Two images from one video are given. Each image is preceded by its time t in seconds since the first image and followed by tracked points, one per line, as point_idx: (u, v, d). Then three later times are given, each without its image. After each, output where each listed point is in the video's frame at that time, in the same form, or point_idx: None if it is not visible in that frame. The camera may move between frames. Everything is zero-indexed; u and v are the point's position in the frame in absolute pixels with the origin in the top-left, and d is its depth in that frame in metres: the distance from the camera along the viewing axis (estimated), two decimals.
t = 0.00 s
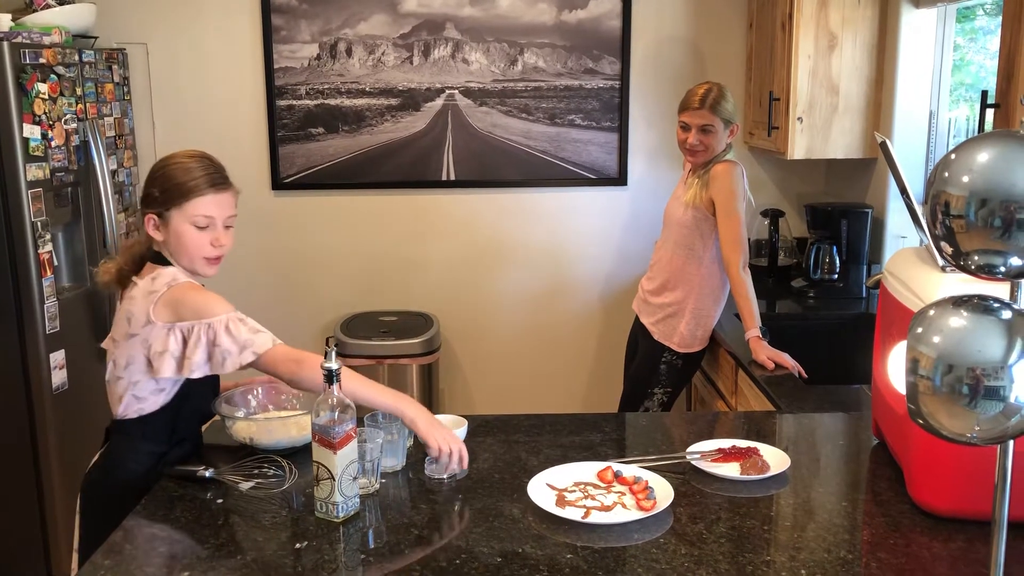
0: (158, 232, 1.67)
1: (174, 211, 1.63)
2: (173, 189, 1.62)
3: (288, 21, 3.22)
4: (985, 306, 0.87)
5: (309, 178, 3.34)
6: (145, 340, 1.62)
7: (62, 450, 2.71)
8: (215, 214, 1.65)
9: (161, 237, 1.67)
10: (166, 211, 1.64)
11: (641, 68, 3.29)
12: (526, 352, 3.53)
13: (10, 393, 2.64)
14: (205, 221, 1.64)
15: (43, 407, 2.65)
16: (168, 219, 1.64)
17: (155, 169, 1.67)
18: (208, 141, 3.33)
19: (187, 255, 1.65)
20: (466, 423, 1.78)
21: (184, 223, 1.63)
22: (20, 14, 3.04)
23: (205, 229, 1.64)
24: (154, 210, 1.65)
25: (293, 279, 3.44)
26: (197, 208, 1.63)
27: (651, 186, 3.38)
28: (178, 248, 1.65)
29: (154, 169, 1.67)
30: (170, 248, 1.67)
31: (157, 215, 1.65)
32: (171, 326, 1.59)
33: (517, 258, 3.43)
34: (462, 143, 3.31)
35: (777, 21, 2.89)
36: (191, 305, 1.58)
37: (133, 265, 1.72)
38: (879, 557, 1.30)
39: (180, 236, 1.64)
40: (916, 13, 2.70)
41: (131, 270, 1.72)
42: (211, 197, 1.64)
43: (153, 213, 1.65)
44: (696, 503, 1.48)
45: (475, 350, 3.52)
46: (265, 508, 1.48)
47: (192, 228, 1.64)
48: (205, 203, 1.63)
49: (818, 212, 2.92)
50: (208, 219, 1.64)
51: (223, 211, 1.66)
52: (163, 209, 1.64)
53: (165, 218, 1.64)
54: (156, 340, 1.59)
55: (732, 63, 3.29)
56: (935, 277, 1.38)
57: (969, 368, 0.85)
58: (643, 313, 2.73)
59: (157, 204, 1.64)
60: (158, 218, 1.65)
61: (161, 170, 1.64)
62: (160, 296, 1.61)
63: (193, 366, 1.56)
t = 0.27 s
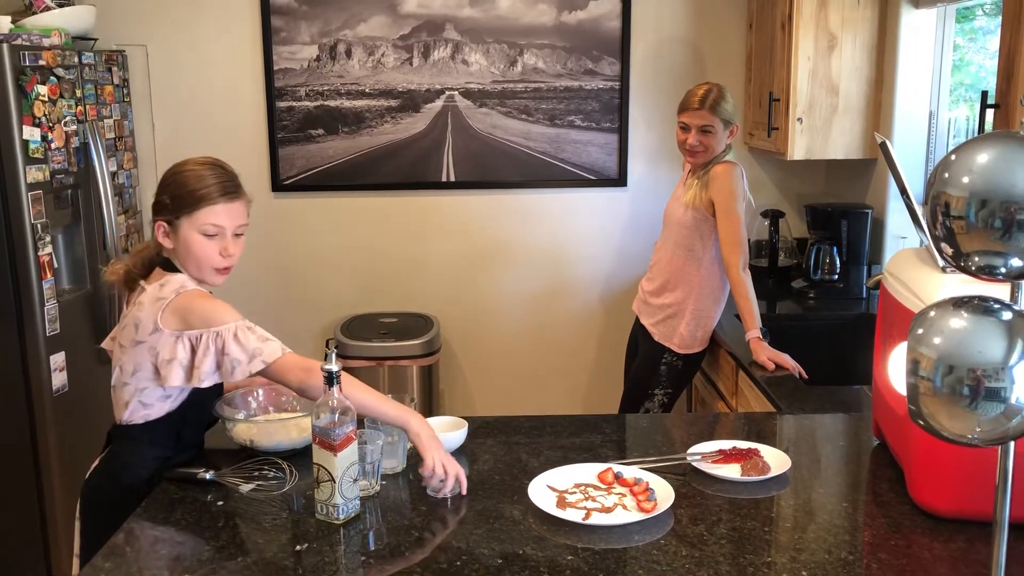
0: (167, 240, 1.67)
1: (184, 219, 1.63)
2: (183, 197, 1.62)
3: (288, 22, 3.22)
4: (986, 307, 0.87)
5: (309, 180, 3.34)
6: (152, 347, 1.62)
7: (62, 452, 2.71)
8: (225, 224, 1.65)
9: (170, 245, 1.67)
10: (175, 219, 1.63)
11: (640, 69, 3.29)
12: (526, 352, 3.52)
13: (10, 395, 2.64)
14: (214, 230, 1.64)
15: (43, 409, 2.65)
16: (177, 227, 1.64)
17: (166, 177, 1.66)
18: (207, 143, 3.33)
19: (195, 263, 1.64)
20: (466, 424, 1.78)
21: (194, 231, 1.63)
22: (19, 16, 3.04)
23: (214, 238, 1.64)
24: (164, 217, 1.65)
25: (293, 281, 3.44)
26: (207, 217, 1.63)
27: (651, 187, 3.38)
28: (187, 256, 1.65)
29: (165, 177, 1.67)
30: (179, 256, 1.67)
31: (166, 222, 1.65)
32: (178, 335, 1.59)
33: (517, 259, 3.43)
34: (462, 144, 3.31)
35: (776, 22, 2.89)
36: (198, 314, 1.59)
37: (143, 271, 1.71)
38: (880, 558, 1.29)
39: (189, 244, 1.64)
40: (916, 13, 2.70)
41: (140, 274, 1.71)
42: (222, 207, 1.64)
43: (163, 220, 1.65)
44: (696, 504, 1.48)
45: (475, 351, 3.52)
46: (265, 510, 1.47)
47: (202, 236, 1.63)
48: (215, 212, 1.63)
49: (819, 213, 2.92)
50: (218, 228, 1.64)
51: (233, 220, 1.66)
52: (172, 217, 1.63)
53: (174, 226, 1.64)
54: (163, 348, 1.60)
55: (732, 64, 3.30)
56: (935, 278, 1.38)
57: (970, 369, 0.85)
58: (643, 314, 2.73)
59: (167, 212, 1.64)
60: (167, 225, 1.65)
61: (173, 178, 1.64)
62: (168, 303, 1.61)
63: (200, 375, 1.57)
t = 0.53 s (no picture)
0: (163, 237, 1.66)
1: (178, 214, 1.62)
2: (177, 192, 1.62)
3: (287, 23, 3.22)
4: (985, 306, 0.87)
5: (308, 180, 3.33)
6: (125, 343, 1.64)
7: (62, 453, 2.71)
8: (219, 216, 1.64)
9: (167, 242, 1.66)
10: (170, 214, 1.63)
11: (640, 69, 3.29)
12: (526, 353, 3.52)
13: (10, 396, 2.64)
14: (208, 223, 1.63)
15: (43, 410, 2.65)
16: (172, 222, 1.63)
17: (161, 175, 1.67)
18: (207, 144, 3.33)
19: (191, 256, 1.63)
20: (465, 424, 1.78)
21: (188, 224, 1.62)
22: (18, 17, 3.04)
23: (208, 231, 1.63)
24: (159, 214, 1.65)
25: (292, 281, 3.44)
26: (200, 209, 1.62)
27: (650, 187, 3.38)
28: (183, 252, 1.64)
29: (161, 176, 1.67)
30: (176, 253, 1.66)
31: (162, 218, 1.65)
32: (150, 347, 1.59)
33: (517, 259, 3.43)
34: (461, 145, 3.31)
35: (776, 22, 2.89)
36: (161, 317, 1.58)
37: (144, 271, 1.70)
38: (880, 558, 1.29)
39: (184, 238, 1.63)
40: (915, 12, 2.69)
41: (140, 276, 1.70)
42: (216, 198, 1.63)
43: (158, 218, 1.65)
44: (696, 505, 1.48)
45: (475, 352, 3.51)
46: (265, 510, 1.47)
47: (195, 230, 1.62)
48: (208, 204, 1.62)
49: (818, 214, 2.92)
50: (212, 221, 1.63)
51: (227, 213, 1.65)
52: (167, 212, 1.63)
53: (169, 221, 1.64)
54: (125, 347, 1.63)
55: (731, 64, 3.29)
56: (935, 277, 1.38)
57: (970, 369, 0.84)
58: (643, 313, 2.73)
59: (162, 208, 1.64)
60: (162, 222, 1.65)
61: (166, 174, 1.64)
62: (145, 300, 1.61)
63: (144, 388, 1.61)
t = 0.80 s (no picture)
0: (159, 234, 1.66)
1: (174, 210, 1.62)
2: (174, 189, 1.62)
3: (285, 22, 3.21)
4: (985, 304, 0.87)
5: (307, 179, 3.33)
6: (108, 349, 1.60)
7: (61, 453, 2.71)
8: (216, 216, 1.63)
9: (161, 238, 1.66)
10: (167, 211, 1.63)
11: (638, 67, 3.28)
12: (526, 352, 3.52)
13: (9, 396, 2.64)
14: (204, 222, 1.62)
15: (42, 410, 2.64)
16: (168, 219, 1.63)
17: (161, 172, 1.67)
18: (205, 143, 3.33)
19: (182, 254, 1.63)
20: (465, 423, 1.77)
21: (183, 222, 1.62)
22: (16, 16, 3.04)
23: (202, 230, 1.62)
24: (155, 210, 1.65)
25: (291, 281, 3.43)
26: (195, 208, 1.61)
27: (650, 186, 3.37)
28: (177, 249, 1.63)
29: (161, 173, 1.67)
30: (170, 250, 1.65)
31: (157, 214, 1.65)
32: (127, 362, 1.57)
33: (516, 258, 3.43)
34: (460, 143, 3.31)
35: (774, 20, 2.88)
36: (137, 330, 1.55)
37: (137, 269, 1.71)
38: (880, 556, 1.29)
39: (178, 236, 1.63)
40: (915, 10, 2.69)
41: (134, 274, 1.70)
42: (213, 198, 1.62)
43: (155, 214, 1.65)
44: (696, 503, 1.47)
45: (474, 351, 3.51)
46: (264, 510, 1.47)
47: (190, 228, 1.62)
48: (204, 203, 1.62)
49: (816, 212, 2.93)
50: (208, 220, 1.62)
51: (223, 213, 1.64)
52: (163, 208, 1.63)
53: (164, 218, 1.64)
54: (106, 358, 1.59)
55: (730, 62, 3.29)
56: (935, 276, 1.37)
57: (970, 367, 0.84)
58: (642, 312, 2.72)
59: (159, 205, 1.64)
60: (158, 218, 1.65)
61: (165, 171, 1.64)
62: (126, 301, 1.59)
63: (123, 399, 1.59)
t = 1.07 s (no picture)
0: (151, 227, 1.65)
1: (168, 204, 1.61)
2: (169, 184, 1.61)
3: (283, 20, 3.20)
4: (986, 301, 0.86)
5: (305, 178, 3.32)
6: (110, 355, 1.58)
7: (59, 452, 2.71)
8: (210, 211, 1.63)
9: (154, 232, 1.65)
10: (161, 205, 1.62)
11: (637, 65, 3.28)
12: (524, 350, 3.52)
13: (6, 395, 2.63)
14: (198, 217, 1.62)
15: (39, 409, 2.64)
16: (161, 213, 1.62)
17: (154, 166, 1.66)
18: (202, 142, 3.32)
19: (176, 249, 1.61)
20: (463, 422, 1.77)
21: (177, 217, 1.61)
22: (13, 14, 3.03)
23: (196, 225, 1.62)
24: (148, 204, 1.63)
25: (290, 279, 3.43)
26: (190, 203, 1.61)
27: (648, 184, 3.37)
28: (169, 244, 1.63)
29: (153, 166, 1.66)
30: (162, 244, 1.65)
31: (150, 208, 1.63)
32: (133, 363, 1.55)
33: (514, 257, 3.42)
34: (458, 142, 3.30)
35: (773, 17, 2.88)
36: (140, 333, 1.54)
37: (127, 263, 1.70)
38: (880, 554, 1.29)
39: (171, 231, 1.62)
40: (914, 7, 2.68)
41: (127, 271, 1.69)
42: (208, 193, 1.62)
43: (148, 207, 1.64)
44: (695, 502, 1.47)
45: (472, 350, 3.51)
46: (263, 508, 1.47)
47: (184, 223, 1.61)
48: (199, 198, 1.61)
49: (816, 210, 2.94)
50: (202, 215, 1.62)
51: (217, 209, 1.64)
52: (157, 203, 1.62)
53: (158, 212, 1.63)
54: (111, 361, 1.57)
55: (728, 60, 3.29)
56: (934, 273, 1.37)
57: (970, 364, 0.84)
58: (641, 310, 2.72)
59: (153, 198, 1.63)
60: (152, 212, 1.63)
61: (159, 165, 1.63)
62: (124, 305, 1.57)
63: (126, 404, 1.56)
